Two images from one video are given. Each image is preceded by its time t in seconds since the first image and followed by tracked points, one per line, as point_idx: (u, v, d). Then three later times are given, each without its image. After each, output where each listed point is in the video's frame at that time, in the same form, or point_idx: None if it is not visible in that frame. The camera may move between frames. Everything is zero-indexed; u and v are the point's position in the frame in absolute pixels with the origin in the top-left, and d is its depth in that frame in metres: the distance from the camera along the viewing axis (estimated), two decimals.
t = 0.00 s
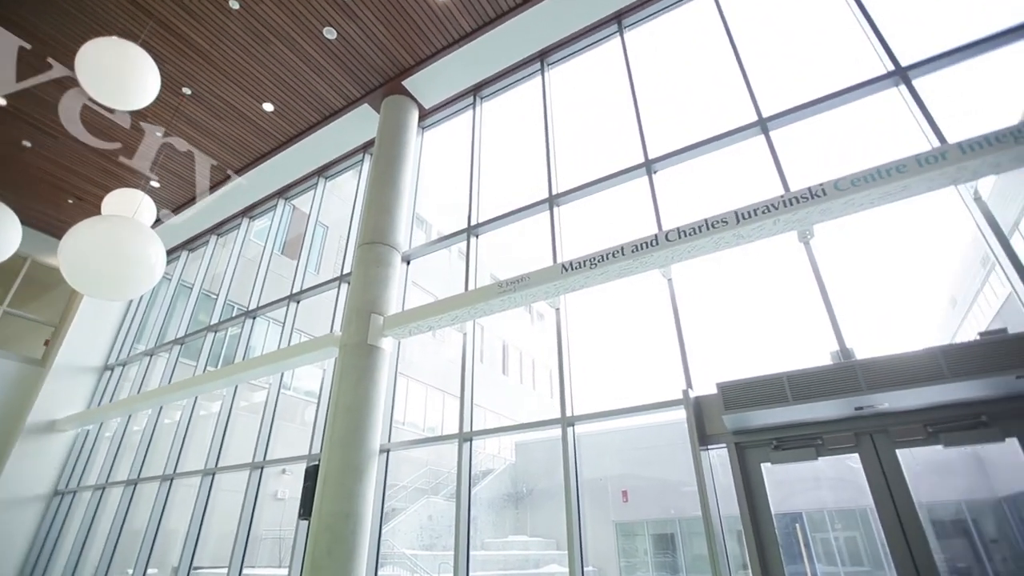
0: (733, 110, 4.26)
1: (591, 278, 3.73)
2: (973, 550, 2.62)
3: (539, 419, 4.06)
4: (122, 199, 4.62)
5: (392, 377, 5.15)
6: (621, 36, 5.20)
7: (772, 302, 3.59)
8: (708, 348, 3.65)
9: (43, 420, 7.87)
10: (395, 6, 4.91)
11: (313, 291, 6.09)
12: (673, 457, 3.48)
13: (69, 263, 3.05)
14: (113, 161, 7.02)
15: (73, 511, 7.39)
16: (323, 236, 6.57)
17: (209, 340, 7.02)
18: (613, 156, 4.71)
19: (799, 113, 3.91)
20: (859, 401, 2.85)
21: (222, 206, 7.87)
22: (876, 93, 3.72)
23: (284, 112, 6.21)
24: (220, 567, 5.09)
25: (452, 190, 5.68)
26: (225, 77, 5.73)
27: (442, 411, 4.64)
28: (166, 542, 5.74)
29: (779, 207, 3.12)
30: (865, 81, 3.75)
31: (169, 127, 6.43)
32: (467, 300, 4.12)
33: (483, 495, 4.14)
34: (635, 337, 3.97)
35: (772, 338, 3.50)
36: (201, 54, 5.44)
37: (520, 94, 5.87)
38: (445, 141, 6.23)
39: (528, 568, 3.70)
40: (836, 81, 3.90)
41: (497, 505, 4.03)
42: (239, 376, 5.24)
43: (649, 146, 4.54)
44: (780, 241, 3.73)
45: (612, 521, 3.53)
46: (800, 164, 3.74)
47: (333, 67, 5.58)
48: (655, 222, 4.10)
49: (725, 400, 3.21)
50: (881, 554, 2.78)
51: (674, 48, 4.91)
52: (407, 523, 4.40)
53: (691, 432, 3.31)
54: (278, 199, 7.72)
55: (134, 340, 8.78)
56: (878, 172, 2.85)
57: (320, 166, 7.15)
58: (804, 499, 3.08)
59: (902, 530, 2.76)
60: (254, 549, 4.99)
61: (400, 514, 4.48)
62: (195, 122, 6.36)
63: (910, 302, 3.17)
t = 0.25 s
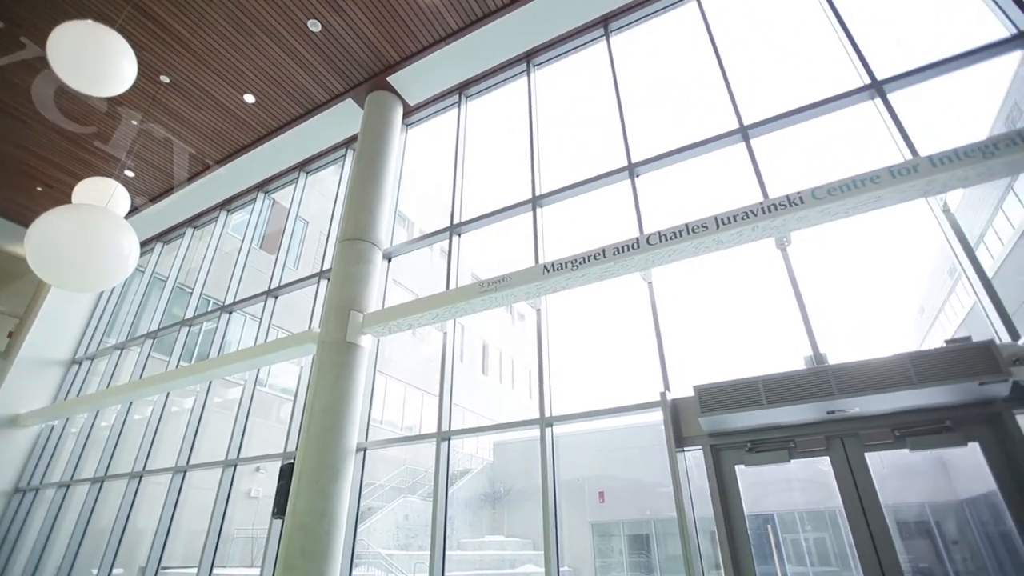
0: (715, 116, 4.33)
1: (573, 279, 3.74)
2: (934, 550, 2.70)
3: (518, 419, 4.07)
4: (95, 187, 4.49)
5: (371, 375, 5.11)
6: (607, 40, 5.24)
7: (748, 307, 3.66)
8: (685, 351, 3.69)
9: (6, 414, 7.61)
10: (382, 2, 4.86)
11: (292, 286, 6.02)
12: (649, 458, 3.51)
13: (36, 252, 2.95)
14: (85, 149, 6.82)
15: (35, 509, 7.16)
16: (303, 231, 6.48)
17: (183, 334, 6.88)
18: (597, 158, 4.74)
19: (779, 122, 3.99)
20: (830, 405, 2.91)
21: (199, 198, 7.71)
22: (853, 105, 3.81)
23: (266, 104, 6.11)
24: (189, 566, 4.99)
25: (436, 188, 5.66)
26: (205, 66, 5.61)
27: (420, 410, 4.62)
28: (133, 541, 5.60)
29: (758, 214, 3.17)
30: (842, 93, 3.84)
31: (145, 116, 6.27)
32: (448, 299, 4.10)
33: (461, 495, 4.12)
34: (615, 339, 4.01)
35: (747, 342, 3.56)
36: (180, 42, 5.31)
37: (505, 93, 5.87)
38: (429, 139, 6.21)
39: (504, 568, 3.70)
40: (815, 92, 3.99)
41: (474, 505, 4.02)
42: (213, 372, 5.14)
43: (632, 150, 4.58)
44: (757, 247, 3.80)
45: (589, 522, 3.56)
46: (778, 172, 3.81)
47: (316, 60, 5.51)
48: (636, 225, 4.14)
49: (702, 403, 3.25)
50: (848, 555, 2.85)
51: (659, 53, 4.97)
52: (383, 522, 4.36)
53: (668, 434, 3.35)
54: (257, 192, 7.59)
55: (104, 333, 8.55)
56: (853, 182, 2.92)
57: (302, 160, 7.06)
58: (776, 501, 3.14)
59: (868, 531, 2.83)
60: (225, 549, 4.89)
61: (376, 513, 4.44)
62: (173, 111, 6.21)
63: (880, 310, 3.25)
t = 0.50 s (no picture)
0: (699, 123, 4.38)
1: (556, 281, 3.75)
2: (902, 551, 2.77)
3: (498, 420, 4.07)
4: (68, 177, 4.37)
5: (351, 373, 5.06)
6: (595, 44, 5.27)
7: (726, 312, 3.71)
8: (665, 354, 3.73)
9: None
10: None
11: (271, 283, 5.93)
12: (628, 460, 3.54)
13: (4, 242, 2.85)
14: (59, 137, 6.62)
15: None
16: (284, 227, 6.39)
17: (158, 329, 6.75)
18: (581, 161, 4.77)
19: (760, 131, 4.06)
20: (805, 409, 2.97)
21: (177, 191, 7.55)
22: (832, 116, 3.90)
23: (248, 97, 6.01)
24: (160, 567, 4.88)
25: (420, 187, 5.63)
26: (186, 57, 5.49)
27: (401, 409, 4.59)
28: (101, 541, 5.46)
29: (739, 220, 3.21)
30: (821, 103, 3.92)
31: (123, 105, 6.12)
32: (431, 298, 4.07)
33: (440, 495, 4.11)
34: (596, 341, 4.03)
35: (725, 346, 3.61)
36: (161, 31, 5.19)
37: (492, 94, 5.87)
38: (415, 137, 6.18)
39: (482, 569, 3.69)
40: (795, 102, 4.07)
41: (453, 506, 4.01)
42: (188, 369, 5.03)
43: (617, 154, 4.62)
44: (737, 253, 3.86)
45: (567, 523, 3.57)
46: (758, 180, 3.88)
47: (302, 54, 5.44)
48: (619, 229, 4.18)
49: (681, 405, 3.29)
50: (820, 556, 2.91)
51: (645, 59, 5.01)
52: (360, 523, 4.32)
53: (647, 436, 3.38)
54: (238, 186, 7.46)
55: (75, 328, 8.31)
56: (831, 191, 2.98)
57: (284, 155, 6.96)
58: (752, 503, 3.19)
59: (840, 533, 2.89)
60: (197, 549, 4.79)
61: (353, 514, 4.40)
62: (152, 101, 6.07)
63: (854, 317, 3.33)
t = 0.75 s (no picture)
0: (681, 130, 4.44)
1: (537, 283, 3.75)
2: (868, 553, 2.85)
3: (476, 421, 4.06)
4: (36, 164, 4.23)
5: (328, 372, 5.00)
6: (581, 48, 5.31)
7: (703, 316, 3.77)
8: (642, 357, 3.77)
9: None
10: None
11: (248, 279, 5.83)
12: (604, 462, 3.56)
13: None
14: (28, 123, 6.41)
15: None
16: (263, 222, 6.29)
17: (129, 324, 6.58)
18: (564, 164, 4.79)
19: (740, 139, 4.14)
20: (778, 413, 3.03)
21: (152, 182, 7.37)
22: (810, 127, 3.99)
23: (228, 89, 5.90)
24: (124, 568, 4.75)
25: (403, 185, 5.60)
26: (164, 45, 5.36)
27: (378, 409, 4.55)
28: (64, 541, 5.29)
29: (718, 226, 3.25)
30: (799, 115, 4.01)
31: (97, 92, 5.95)
32: (411, 298, 4.04)
33: (416, 495, 4.08)
34: (574, 343, 4.06)
35: (701, 350, 3.67)
36: (139, 18, 5.06)
37: (478, 94, 5.87)
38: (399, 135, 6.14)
39: (457, 570, 3.68)
40: (774, 112, 4.16)
41: (429, 506, 3.99)
42: (159, 365, 4.91)
43: (600, 158, 4.65)
44: (715, 259, 3.92)
45: (543, 524, 3.58)
46: (737, 188, 3.95)
47: (285, 48, 5.36)
48: (601, 232, 4.21)
49: (658, 409, 3.32)
50: (789, 558, 2.97)
51: (630, 64, 5.07)
52: (335, 523, 4.26)
53: (624, 438, 3.41)
54: (216, 179, 7.32)
55: (41, 320, 8.05)
56: (808, 201, 3.04)
57: (264, 149, 6.85)
58: (725, 505, 3.24)
59: (809, 535, 2.95)
60: (165, 549, 4.68)
61: (327, 514, 4.34)
62: (128, 89, 5.91)
63: (826, 324, 3.41)
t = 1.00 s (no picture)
0: (665, 135, 4.49)
1: (519, 284, 3.75)
2: (838, 554, 2.91)
3: (455, 421, 4.05)
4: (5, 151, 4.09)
5: (306, 370, 4.94)
6: (568, 51, 5.34)
7: (682, 320, 3.81)
8: (622, 360, 3.80)
9: None
10: None
11: (225, 274, 5.73)
12: (583, 463, 3.58)
13: None
14: None
15: None
16: (243, 217, 6.18)
17: (100, 318, 6.41)
18: (549, 166, 4.81)
19: (722, 147, 4.20)
20: (754, 417, 3.08)
21: (127, 172, 7.19)
22: (790, 137, 4.07)
23: (209, 80, 5.78)
24: (90, 569, 4.63)
25: (386, 183, 5.55)
26: (143, 34, 5.22)
27: (356, 408, 4.49)
28: (26, 541, 5.13)
29: (699, 232, 3.29)
30: (779, 124, 4.09)
31: (71, 78, 5.78)
32: (392, 296, 4.00)
33: (393, 495, 4.05)
34: (555, 345, 4.07)
35: (679, 354, 3.71)
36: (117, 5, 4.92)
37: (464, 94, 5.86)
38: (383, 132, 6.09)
39: (433, 571, 3.66)
40: (755, 121, 4.23)
41: (406, 507, 3.96)
42: (131, 361, 4.78)
43: (584, 161, 4.68)
44: (695, 264, 3.97)
45: (521, 526, 3.58)
46: (718, 195, 4.01)
47: (269, 40, 5.28)
48: (583, 235, 4.23)
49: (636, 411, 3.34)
50: (762, 559, 3.02)
51: (616, 69, 5.11)
52: (310, 523, 4.21)
53: (602, 440, 3.43)
54: (194, 172, 7.16)
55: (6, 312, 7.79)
56: (787, 209, 3.10)
57: (246, 142, 6.74)
58: (700, 507, 3.28)
59: (782, 537, 3.01)
60: (133, 550, 4.56)
61: (303, 514, 4.28)
62: (104, 76, 5.75)
63: (800, 330, 3.48)
